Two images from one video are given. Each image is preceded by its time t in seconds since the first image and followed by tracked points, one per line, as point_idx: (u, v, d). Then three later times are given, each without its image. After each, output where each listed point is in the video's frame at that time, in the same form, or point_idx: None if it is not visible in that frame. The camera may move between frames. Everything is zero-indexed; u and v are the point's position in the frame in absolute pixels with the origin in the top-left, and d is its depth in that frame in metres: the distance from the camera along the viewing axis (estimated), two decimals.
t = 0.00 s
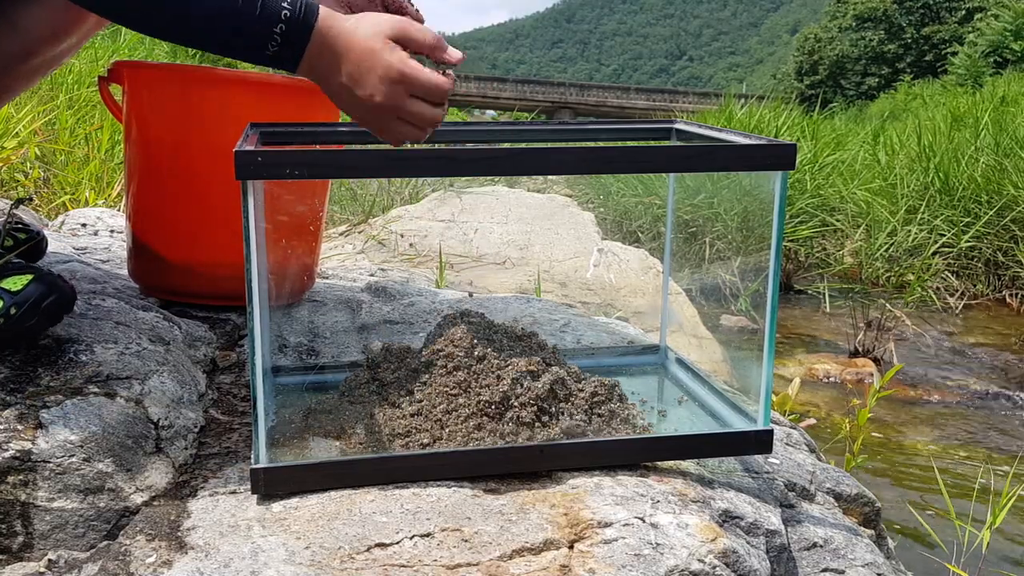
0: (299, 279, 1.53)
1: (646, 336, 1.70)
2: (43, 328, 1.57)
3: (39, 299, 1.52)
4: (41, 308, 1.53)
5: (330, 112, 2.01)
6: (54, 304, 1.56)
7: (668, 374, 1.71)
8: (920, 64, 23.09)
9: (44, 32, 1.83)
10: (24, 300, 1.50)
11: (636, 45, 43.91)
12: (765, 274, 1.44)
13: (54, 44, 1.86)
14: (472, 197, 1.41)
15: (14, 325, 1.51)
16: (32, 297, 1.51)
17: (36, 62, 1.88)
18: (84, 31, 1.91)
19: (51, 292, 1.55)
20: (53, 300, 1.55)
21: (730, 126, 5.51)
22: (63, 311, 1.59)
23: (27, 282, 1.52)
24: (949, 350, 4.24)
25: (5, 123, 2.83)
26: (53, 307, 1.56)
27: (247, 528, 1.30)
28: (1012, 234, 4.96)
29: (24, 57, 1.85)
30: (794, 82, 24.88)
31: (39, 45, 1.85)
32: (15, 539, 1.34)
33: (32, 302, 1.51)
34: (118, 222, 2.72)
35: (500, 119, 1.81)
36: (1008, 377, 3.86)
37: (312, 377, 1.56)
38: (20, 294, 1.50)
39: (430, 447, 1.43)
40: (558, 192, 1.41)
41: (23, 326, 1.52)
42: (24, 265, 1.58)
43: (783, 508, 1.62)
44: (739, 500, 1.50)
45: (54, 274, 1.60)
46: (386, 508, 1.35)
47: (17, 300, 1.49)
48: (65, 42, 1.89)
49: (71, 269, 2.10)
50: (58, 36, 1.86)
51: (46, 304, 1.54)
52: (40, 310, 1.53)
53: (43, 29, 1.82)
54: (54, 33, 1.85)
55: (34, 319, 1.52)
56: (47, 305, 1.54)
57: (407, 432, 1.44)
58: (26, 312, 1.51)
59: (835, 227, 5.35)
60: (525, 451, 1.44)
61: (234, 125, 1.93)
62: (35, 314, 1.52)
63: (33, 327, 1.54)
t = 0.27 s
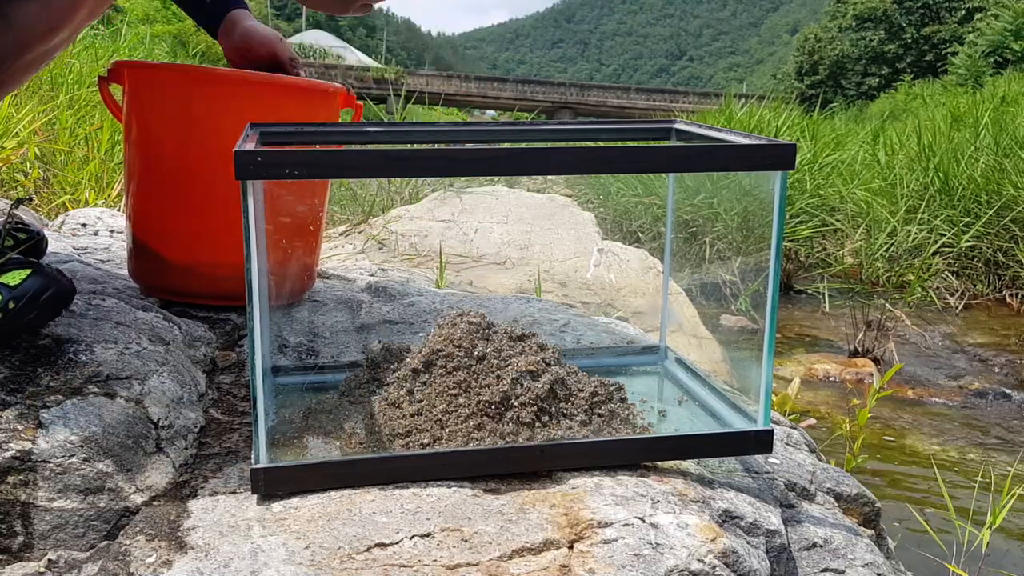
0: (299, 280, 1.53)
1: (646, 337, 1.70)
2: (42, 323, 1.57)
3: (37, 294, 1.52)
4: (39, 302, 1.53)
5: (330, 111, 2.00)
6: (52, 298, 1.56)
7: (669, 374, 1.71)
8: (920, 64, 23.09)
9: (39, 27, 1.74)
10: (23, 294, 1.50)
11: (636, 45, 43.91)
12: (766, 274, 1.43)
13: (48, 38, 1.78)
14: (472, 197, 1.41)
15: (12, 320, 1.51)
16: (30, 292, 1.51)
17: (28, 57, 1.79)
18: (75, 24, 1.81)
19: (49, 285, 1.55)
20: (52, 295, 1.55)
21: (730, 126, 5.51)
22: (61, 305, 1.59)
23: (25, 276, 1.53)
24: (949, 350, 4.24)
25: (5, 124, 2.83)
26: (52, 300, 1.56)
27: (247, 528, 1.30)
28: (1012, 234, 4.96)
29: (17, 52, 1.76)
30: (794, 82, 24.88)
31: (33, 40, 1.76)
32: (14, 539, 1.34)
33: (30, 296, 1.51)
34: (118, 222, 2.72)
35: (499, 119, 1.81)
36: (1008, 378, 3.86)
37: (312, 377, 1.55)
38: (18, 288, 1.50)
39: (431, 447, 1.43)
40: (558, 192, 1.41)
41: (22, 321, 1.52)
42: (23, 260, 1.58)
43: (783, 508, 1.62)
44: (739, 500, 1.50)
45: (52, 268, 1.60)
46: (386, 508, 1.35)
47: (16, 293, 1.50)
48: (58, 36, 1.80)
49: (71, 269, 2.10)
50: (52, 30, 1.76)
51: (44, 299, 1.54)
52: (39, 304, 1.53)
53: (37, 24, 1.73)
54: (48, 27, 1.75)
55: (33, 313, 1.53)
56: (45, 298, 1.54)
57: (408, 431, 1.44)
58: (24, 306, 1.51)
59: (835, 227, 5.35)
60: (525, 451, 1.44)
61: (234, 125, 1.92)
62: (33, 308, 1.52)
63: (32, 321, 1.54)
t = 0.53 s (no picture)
0: (298, 280, 1.53)
1: (646, 337, 1.71)
2: (43, 323, 1.57)
3: (40, 294, 1.52)
4: (41, 302, 1.53)
5: (329, 110, 2.00)
6: (54, 299, 1.56)
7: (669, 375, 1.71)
8: (920, 64, 23.08)
9: (35, 20, 1.47)
10: (27, 293, 1.50)
11: (636, 45, 43.91)
12: (766, 274, 1.43)
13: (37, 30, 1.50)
14: (472, 197, 1.40)
15: (14, 319, 1.50)
16: (33, 292, 1.51)
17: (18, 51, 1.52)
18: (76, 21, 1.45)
19: (52, 286, 1.55)
20: (54, 295, 1.56)
21: (730, 126, 5.51)
22: (63, 306, 1.59)
23: (29, 276, 1.53)
24: (949, 350, 4.24)
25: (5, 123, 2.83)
26: (54, 302, 1.56)
27: (247, 528, 1.30)
28: (1012, 234, 4.96)
29: (5, 46, 1.49)
30: (794, 82, 24.89)
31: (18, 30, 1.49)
32: (14, 539, 1.34)
33: (33, 296, 1.51)
34: (118, 222, 2.72)
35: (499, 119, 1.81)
36: (1008, 378, 3.86)
37: (312, 377, 1.56)
38: (22, 288, 1.50)
39: (432, 447, 1.42)
40: (558, 192, 1.41)
41: (23, 320, 1.52)
42: (26, 260, 1.58)
43: (783, 508, 1.61)
44: (739, 500, 1.50)
45: (55, 270, 1.61)
46: (386, 508, 1.35)
47: (20, 292, 1.50)
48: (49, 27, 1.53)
49: (71, 269, 2.10)
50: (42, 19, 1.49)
51: (46, 299, 1.54)
52: (41, 304, 1.53)
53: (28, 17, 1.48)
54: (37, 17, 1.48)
55: (34, 313, 1.52)
56: (47, 299, 1.54)
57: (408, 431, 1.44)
58: (26, 305, 1.51)
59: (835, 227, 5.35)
60: (525, 451, 1.43)
61: (234, 125, 1.92)
62: (36, 308, 1.52)
63: (34, 321, 1.54)
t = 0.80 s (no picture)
0: (298, 280, 1.53)
1: (646, 337, 1.70)
2: (47, 329, 1.56)
3: (46, 298, 1.52)
4: (47, 307, 1.53)
5: (329, 110, 2.01)
6: (60, 304, 1.56)
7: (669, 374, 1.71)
8: (920, 64, 23.08)
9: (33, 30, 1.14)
10: (33, 297, 1.50)
11: (636, 45, 43.91)
12: (766, 274, 1.43)
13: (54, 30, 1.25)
14: (472, 196, 1.40)
15: (18, 323, 1.50)
16: (40, 296, 1.51)
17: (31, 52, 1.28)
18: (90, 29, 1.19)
19: (58, 291, 1.55)
20: (60, 300, 1.55)
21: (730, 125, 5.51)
22: (68, 313, 1.59)
23: (36, 281, 1.53)
24: (949, 350, 4.24)
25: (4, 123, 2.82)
26: (60, 307, 1.56)
27: (246, 528, 1.30)
28: (1012, 233, 4.96)
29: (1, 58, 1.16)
30: (794, 82, 24.90)
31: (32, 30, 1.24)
32: (15, 539, 1.34)
33: (39, 299, 1.51)
34: (118, 222, 2.72)
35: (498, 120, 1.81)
36: (1008, 378, 3.86)
37: (311, 377, 1.53)
38: (29, 291, 1.50)
39: (433, 448, 1.42)
40: (558, 193, 1.41)
41: (29, 324, 1.51)
42: (34, 267, 1.59)
43: (783, 508, 1.61)
44: (739, 500, 1.50)
45: (62, 276, 1.61)
46: (386, 508, 1.35)
47: (26, 295, 1.50)
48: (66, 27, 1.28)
49: (71, 269, 2.10)
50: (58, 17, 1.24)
51: (52, 304, 1.54)
52: (47, 309, 1.53)
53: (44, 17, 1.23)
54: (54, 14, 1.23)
55: (40, 317, 1.52)
56: (54, 304, 1.54)
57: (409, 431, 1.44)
58: (33, 309, 1.50)
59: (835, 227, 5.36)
60: (525, 451, 1.44)
61: (234, 125, 1.93)
62: (42, 312, 1.52)
63: (37, 326, 1.53)
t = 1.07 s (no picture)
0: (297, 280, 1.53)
1: (646, 337, 1.70)
2: (47, 329, 1.56)
3: (45, 298, 1.52)
4: (47, 307, 1.53)
5: (329, 109, 2.01)
6: (60, 304, 1.56)
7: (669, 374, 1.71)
8: (920, 64, 23.08)
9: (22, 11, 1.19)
10: (33, 296, 1.50)
11: (636, 45, 43.83)
12: (766, 274, 1.43)
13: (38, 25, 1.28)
14: (472, 196, 1.40)
15: (18, 323, 1.50)
16: (39, 295, 1.51)
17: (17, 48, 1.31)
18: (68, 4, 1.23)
19: (58, 291, 1.55)
20: (60, 301, 1.55)
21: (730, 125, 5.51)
22: (68, 312, 1.59)
23: (37, 281, 1.53)
24: (949, 350, 4.24)
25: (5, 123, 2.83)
26: (60, 307, 1.55)
27: (247, 528, 1.30)
28: (1012, 233, 4.96)
29: None
30: (794, 82, 24.84)
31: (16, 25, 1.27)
32: (14, 539, 1.34)
33: (39, 299, 1.51)
34: (118, 222, 2.72)
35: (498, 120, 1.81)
36: (1008, 378, 3.86)
37: (312, 377, 1.53)
38: (29, 291, 1.51)
39: (433, 448, 1.42)
40: (558, 192, 1.41)
41: (29, 324, 1.51)
42: (33, 267, 1.59)
43: (783, 508, 1.62)
44: (739, 500, 1.50)
45: (62, 277, 1.61)
46: (386, 508, 1.35)
47: (26, 295, 1.50)
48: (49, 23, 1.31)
49: (71, 269, 2.11)
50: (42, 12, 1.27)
51: (52, 304, 1.54)
52: (47, 309, 1.53)
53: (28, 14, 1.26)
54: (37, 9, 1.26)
55: (40, 317, 1.52)
56: (54, 304, 1.53)
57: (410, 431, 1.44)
58: (32, 308, 1.50)
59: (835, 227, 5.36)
60: (525, 451, 1.44)
61: (234, 125, 1.93)
62: (41, 312, 1.52)
63: (37, 326, 1.53)
